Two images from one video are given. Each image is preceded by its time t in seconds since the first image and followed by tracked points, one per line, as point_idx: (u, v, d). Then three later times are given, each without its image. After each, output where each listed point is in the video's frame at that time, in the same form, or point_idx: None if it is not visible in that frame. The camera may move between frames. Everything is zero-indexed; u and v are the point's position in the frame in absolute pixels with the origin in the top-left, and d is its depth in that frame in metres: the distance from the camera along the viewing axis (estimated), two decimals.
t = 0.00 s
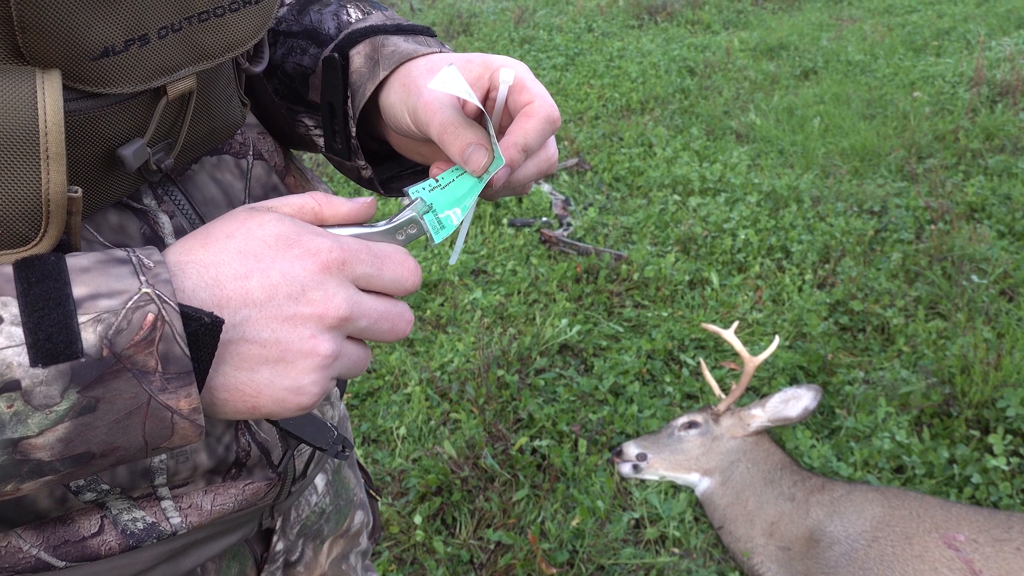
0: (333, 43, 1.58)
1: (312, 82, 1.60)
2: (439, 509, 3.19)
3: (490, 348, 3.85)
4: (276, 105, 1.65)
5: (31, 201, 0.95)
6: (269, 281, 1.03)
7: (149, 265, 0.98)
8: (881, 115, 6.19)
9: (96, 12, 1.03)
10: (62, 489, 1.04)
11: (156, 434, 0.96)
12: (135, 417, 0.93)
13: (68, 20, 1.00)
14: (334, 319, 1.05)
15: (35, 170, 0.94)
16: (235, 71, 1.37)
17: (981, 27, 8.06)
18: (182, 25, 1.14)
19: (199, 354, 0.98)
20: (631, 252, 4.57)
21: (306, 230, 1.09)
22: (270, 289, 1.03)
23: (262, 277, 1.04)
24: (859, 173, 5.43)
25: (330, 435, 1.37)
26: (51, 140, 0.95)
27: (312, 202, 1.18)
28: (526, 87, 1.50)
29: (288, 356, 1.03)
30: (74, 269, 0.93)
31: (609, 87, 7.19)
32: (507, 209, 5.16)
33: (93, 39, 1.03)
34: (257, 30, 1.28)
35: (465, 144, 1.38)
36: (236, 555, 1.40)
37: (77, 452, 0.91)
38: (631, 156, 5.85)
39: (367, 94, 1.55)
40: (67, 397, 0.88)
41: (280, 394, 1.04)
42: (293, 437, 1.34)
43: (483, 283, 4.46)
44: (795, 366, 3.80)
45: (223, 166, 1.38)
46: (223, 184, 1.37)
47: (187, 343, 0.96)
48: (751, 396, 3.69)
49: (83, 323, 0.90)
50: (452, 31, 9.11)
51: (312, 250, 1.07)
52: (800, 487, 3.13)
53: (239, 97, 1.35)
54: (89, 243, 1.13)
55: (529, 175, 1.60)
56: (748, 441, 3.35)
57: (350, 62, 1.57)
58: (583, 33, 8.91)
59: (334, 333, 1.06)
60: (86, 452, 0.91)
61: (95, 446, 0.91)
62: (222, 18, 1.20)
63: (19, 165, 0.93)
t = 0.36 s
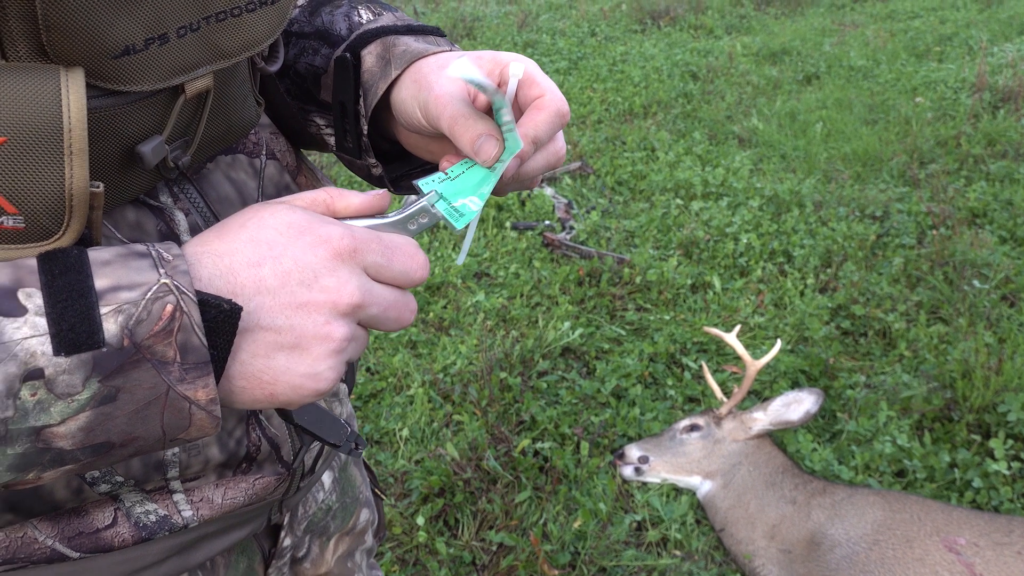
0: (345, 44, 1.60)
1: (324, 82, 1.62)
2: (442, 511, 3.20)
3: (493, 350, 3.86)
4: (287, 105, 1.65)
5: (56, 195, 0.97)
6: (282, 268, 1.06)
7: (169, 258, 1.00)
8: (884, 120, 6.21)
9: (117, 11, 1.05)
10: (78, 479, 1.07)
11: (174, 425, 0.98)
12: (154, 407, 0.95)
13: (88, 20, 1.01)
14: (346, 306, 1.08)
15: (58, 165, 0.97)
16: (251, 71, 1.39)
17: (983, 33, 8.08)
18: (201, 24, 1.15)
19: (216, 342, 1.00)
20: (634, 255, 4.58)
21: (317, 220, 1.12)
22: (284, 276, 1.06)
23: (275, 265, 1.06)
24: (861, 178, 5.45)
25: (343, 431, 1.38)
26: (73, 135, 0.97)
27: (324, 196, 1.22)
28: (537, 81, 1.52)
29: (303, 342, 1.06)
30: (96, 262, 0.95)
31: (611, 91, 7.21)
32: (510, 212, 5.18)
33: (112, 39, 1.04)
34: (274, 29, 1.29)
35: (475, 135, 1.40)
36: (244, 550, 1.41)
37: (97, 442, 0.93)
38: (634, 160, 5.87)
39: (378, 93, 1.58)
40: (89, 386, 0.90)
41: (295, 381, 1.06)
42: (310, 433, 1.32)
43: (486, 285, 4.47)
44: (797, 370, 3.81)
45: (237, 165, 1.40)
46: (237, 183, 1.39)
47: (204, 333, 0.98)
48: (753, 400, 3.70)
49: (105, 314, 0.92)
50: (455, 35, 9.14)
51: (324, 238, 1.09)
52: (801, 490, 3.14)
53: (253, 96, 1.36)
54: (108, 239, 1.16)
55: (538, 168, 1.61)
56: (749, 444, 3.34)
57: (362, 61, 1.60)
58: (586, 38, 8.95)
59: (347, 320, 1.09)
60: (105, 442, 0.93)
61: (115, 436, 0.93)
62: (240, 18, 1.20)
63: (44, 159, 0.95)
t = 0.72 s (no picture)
0: (362, 55, 1.63)
1: (340, 92, 1.65)
2: (446, 515, 3.22)
3: (497, 355, 3.88)
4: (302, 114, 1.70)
5: (83, 201, 1.00)
6: (299, 271, 1.08)
7: (191, 264, 1.03)
8: (887, 127, 6.23)
9: (143, 21, 1.07)
10: (98, 478, 1.10)
11: (194, 426, 1.00)
12: (175, 408, 0.98)
13: (117, 30, 1.04)
14: (362, 309, 1.10)
15: (87, 172, 1.00)
16: (269, 79, 1.42)
17: (986, 40, 8.11)
18: (223, 33, 1.17)
19: (236, 343, 1.02)
20: (637, 262, 4.61)
21: (334, 225, 1.14)
22: (301, 279, 1.08)
23: (293, 268, 1.08)
24: (864, 185, 5.47)
25: (356, 435, 1.43)
26: (102, 143, 1.00)
27: (338, 202, 1.24)
28: (552, 99, 1.56)
29: (321, 344, 1.07)
30: (121, 267, 0.99)
31: (615, 98, 7.24)
32: (514, 218, 5.20)
33: (139, 47, 1.07)
34: (293, 38, 1.31)
35: (490, 147, 1.41)
36: (256, 549, 1.43)
37: (120, 442, 0.95)
38: (637, 166, 5.89)
39: (395, 104, 1.60)
40: (113, 388, 0.93)
41: (314, 381, 1.08)
42: (324, 437, 1.37)
43: (490, 291, 4.49)
44: (800, 376, 3.82)
45: (253, 171, 1.43)
46: (253, 188, 1.42)
47: (224, 336, 1.00)
48: (756, 406, 3.71)
49: (129, 317, 0.95)
50: (460, 42, 9.18)
51: (340, 243, 1.11)
52: (804, 496, 3.15)
53: (271, 103, 1.39)
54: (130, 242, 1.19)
55: (547, 184, 1.63)
56: (753, 449, 3.37)
57: (379, 73, 1.62)
58: (590, 45, 8.99)
59: (363, 322, 1.11)
60: (128, 442, 0.96)
61: (138, 436, 0.96)
62: (261, 28, 1.23)
63: (72, 166, 0.99)
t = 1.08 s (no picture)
0: (386, 66, 1.65)
1: (363, 102, 1.67)
2: (446, 523, 3.23)
3: (498, 363, 3.90)
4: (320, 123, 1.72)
5: (99, 225, 1.03)
6: (311, 315, 1.08)
7: (201, 294, 1.04)
8: (887, 137, 6.26)
9: (158, 40, 1.10)
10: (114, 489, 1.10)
11: (200, 455, 1.02)
12: (182, 439, 1.00)
13: (132, 50, 1.07)
14: (368, 355, 1.09)
15: (102, 199, 1.02)
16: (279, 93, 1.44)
17: (987, 50, 8.15)
18: (235, 50, 1.20)
19: (243, 380, 1.03)
20: (638, 270, 4.63)
21: (349, 269, 1.14)
22: (311, 323, 1.08)
23: (305, 312, 1.08)
24: (865, 194, 5.49)
25: (360, 457, 1.47)
26: (117, 168, 1.03)
27: (356, 244, 1.23)
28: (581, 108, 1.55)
29: (323, 388, 1.08)
30: (133, 298, 1.01)
31: (617, 107, 7.28)
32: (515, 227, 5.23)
33: (153, 66, 1.09)
34: (303, 54, 1.33)
35: (525, 153, 1.43)
36: (264, 556, 1.45)
37: (127, 470, 0.98)
38: (638, 175, 5.93)
39: (424, 112, 1.62)
40: (121, 420, 0.96)
41: (313, 423, 1.09)
42: (328, 458, 1.40)
43: (491, 299, 4.51)
44: (800, 385, 3.83)
45: (263, 183, 1.45)
46: (262, 201, 1.44)
47: (231, 372, 1.02)
48: (756, 415, 3.72)
49: (139, 351, 0.97)
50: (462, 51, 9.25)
51: (354, 287, 1.11)
52: (804, 505, 3.13)
53: (280, 117, 1.42)
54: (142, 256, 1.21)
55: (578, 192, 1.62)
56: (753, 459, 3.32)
57: (404, 83, 1.65)
58: (592, 54, 9.04)
59: (368, 369, 1.10)
60: (135, 470, 0.98)
61: (145, 464, 0.98)
62: (271, 44, 1.25)
63: (89, 191, 1.01)
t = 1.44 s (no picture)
0: (389, 92, 1.66)
1: (365, 127, 1.68)
2: (442, 536, 3.23)
3: (495, 376, 3.90)
4: (320, 146, 1.72)
5: (105, 249, 1.02)
6: (316, 338, 1.09)
7: (207, 315, 1.05)
8: (885, 151, 6.28)
9: (162, 64, 1.10)
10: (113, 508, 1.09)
11: (205, 473, 1.02)
12: (187, 458, 1.00)
13: (137, 75, 1.07)
14: (373, 378, 1.10)
15: (108, 224, 1.02)
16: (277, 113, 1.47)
17: (984, 66, 8.19)
18: (236, 74, 1.21)
19: (248, 401, 1.04)
20: (636, 283, 4.64)
21: (355, 291, 1.14)
22: (317, 346, 1.09)
23: (311, 334, 1.09)
24: (862, 209, 5.50)
25: (361, 471, 1.48)
26: (123, 193, 1.02)
27: (364, 267, 1.22)
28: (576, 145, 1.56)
29: (326, 410, 1.09)
30: (139, 319, 1.01)
31: (616, 120, 7.32)
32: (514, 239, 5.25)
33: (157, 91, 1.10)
34: (302, 76, 1.35)
35: (518, 194, 1.45)
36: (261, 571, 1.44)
37: (134, 489, 0.99)
38: (637, 189, 5.95)
39: (426, 141, 1.62)
40: (129, 441, 0.96)
41: (316, 444, 1.10)
42: (327, 471, 1.43)
43: (489, 312, 4.52)
44: (797, 400, 3.83)
45: (261, 202, 1.46)
46: (261, 219, 1.45)
47: (237, 393, 1.02)
48: (753, 429, 3.72)
49: (146, 373, 0.97)
50: (462, 63, 9.30)
51: (359, 311, 1.12)
52: (801, 520, 3.12)
53: (279, 136, 1.43)
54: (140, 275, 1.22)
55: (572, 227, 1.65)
56: (750, 473, 3.31)
57: (408, 110, 1.65)
58: (591, 67, 9.09)
59: (371, 391, 1.11)
60: (142, 489, 0.99)
61: (151, 482, 0.99)
62: (271, 67, 1.27)
63: (95, 215, 1.01)
